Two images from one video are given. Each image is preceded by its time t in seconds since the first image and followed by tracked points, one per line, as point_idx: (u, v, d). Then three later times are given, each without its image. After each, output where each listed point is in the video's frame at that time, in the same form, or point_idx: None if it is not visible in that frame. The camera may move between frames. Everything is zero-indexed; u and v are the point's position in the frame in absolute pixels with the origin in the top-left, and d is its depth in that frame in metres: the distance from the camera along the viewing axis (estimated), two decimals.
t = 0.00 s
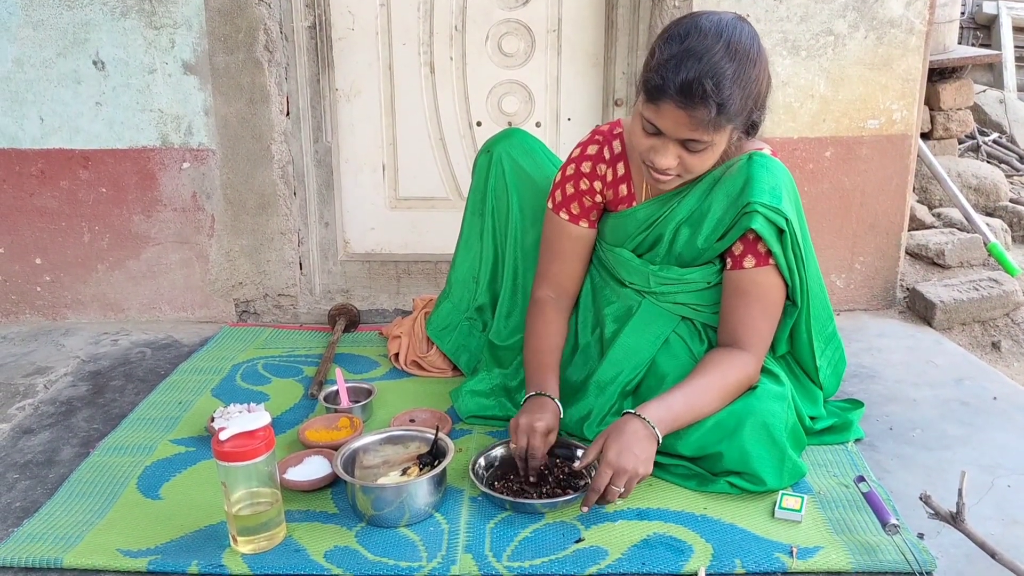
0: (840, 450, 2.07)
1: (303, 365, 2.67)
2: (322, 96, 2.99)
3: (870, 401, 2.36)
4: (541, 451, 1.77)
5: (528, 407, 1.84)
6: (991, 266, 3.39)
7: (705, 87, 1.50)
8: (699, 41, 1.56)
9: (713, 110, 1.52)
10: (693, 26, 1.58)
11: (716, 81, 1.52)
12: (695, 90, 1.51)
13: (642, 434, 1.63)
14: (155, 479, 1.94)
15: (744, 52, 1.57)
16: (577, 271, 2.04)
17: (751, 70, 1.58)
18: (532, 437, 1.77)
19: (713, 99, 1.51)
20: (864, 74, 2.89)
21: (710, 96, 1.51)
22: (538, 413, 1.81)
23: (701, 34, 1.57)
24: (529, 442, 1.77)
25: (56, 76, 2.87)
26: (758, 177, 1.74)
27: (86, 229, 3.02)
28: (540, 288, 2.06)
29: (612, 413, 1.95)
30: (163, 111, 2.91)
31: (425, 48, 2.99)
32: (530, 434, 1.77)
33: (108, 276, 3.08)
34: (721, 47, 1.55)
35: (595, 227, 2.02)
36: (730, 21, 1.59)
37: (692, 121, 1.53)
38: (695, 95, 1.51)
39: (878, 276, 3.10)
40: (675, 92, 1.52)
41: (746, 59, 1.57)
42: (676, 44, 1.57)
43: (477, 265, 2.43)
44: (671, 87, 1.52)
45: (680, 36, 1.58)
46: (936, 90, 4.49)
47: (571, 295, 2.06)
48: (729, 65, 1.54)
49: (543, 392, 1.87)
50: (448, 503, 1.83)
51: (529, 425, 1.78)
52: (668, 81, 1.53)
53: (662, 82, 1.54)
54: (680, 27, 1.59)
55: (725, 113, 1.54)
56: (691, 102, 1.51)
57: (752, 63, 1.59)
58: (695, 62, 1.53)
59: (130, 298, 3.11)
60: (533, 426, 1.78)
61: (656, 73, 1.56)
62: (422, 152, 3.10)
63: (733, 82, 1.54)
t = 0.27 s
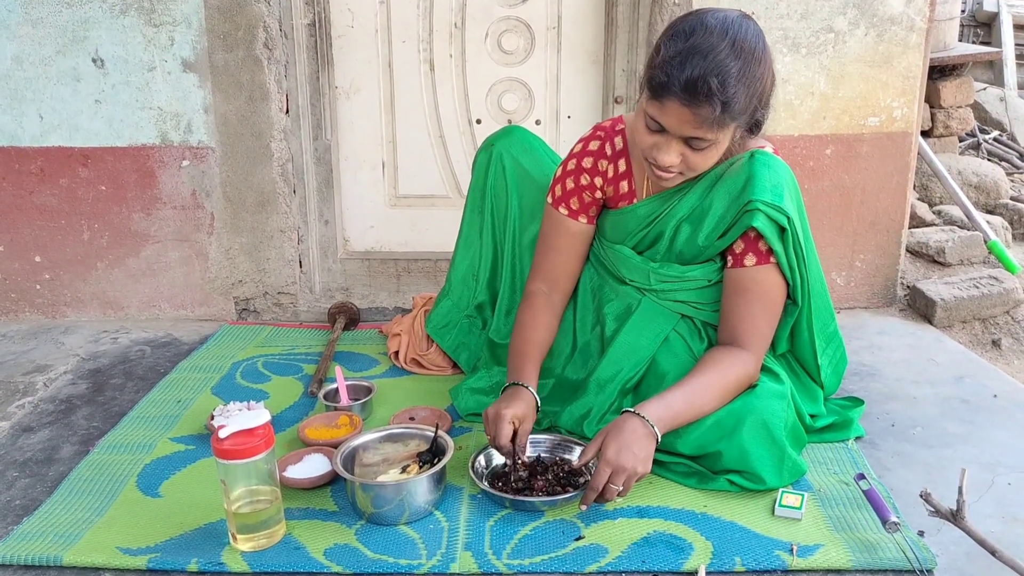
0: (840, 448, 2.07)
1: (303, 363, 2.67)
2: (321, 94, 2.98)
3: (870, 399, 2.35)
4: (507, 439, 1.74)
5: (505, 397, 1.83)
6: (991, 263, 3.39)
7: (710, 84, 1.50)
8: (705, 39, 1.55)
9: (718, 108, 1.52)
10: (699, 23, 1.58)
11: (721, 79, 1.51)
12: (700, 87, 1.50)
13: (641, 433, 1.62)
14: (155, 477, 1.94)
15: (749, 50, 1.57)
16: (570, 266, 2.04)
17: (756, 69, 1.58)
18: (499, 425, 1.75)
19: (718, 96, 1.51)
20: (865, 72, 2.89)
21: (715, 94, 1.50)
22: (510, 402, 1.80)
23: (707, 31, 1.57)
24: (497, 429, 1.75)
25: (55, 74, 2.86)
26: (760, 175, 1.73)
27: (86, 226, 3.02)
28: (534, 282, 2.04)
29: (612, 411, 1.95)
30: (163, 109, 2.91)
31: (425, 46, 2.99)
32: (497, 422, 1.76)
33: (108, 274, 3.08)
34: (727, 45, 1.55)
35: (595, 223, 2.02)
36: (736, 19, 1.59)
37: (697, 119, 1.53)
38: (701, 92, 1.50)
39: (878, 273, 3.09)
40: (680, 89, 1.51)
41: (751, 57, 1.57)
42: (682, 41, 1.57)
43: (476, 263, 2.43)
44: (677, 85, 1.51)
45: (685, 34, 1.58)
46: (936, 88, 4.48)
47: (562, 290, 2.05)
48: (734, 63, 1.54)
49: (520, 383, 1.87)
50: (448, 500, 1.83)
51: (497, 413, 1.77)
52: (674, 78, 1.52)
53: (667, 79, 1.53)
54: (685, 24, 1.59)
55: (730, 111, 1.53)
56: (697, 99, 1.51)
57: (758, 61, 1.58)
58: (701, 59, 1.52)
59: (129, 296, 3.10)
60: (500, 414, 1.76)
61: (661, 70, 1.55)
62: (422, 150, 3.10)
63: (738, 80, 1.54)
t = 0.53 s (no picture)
0: (841, 446, 2.07)
1: (305, 362, 2.67)
2: (322, 93, 2.99)
3: (871, 398, 2.35)
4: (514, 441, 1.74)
5: (505, 393, 1.82)
6: (992, 262, 3.39)
7: (709, 82, 1.50)
8: (704, 37, 1.55)
9: (718, 106, 1.52)
10: (697, 22, 1.58)
11: (720, 77, 1.51)
12: (698, 86, 1.50)
13: (644, 431, 1.62)
14: (156, 475, 1.94)
15: (748, 48, 1.57)
16: (575, 268, 2.02)
17: (754, 66, 1.58)
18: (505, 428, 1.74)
19: (717, 95, 1.51)
20: (866, 70, 2.88)
21: (714, 92, 1.50)
22: (509, 401, 1.79)
23: (705, 29, 1.57)
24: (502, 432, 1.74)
25: (57, 73, 2.87)
26: (762, 173, 1.73)
27: (88, 225, 3.02)
28: (539, 283, 2.03)
29: (614, 409, 1.95)
30: (164, 108, 2.91)
31: (426, 45, 2.99)
32: (499, 424, 1.75)
33: (110, 273, 3.08)
34: (725, 43, 1.55)
35: (597, 222, 2.02)
36: (734, 17, 1.59)
37: (696, 117, 1.53)
38: (700, 90, 1.50)
39: (879, 272, 3.09)
40: (679, 87, 1.51)
41: (750, 55, 1.57)
42: (680, 40, 1.57)
43: (478, 262, 2.43)
44: (675, 83, 1.51)
45: (684, 32, 1.58)
46: (938, 86, 4.48)
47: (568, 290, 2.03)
48: (733, 62, 1.54)
49: (520, 376, 1.86)
50: (450, 499, 1.83)
51: (496, 415, 1.76)
52: (672, 76, 1.52)
53: (666, 78, 1.53)
54: (684, 22, 1.59)
55: (730, 109, 1.53)
56: (696, 98, 1.51)
57: (756, 59, 1.58)
58: (700, 57, 1.52)
59: (131, 295, 3.11)
60: (499, 416, 1.75)
61: (660, 68, 1.55)
62: (424, 148, 3.10)
63: (737, 78, 1.54)
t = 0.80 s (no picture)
0: (840, 445, 2.07)
1: (305, 362, 2.68)
2: (322, 92, 2.99)
3: (871, 397, 2.35)
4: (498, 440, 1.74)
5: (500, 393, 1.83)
6: (992, 261, 3.39)
7: (696, 84, 1.50)
8: (690, 39, 1.55)
9: (705, 108, 1.52)
10: (684, 24, 1.58)
11: (707, 79, 1.51)
12: (685, 88, 1.50)
13: (648, 435, 1.61)
14: (156, 475, 1.95)
15: (735, 49, 1.57)
16: (574, 270, 2.03)
17: (742, 67, 1.57)
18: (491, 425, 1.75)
19: (704, 96, 1.51)
20: (866, 70, 2.88)
21: (701, 93, 1.50)
22: (502, 399, 1.79)
23: (691, 31, 1.57)
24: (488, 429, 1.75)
25: (57, 73, 2.87)
26: (756, 173, 1.73)
27: (88, 225, 3.02)
28: (537, 285, 2.04)
29: (614, 410, 1.96)
30: (164, 108, 2.91)
31: (426, 44, 2.99)
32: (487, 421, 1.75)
33: (110, 273, 3.08)
34: (712, 45, 1.54)
35: (594, 224, 2.02)
36: (721, 18, 1.59)
37: (684, 119, 1.53)
38: (686, 93, 1.50)
39: (879, 271, 3.09)
40: (666, 90, 1.51)
41: (737, 55, 1.56)
42: (668, 42, 1.57)
43: (477, 262, 2.44)
44: (662, 86, 1.51)
45: (670, 34, 1.58)
46: (938, 85, 4.47)
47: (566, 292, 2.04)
48: (720, 63, 1.53)
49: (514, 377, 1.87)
50: (450, 498, 1.84)
51: (488, 412, 1.77)
52: (659, 79, 1.52)
53: (653, 81, 1.53)
54: (670, 25, 1.59)
55: (718, 111, 1.53)
56: (683, 100, 1.51)
57: (744, 60, 1.58)
58: (686, 59, 1.52)
59: (131, 295, 3.11)
60: (491, 414, 1.76)
61: (647, 71, 1.55)
62: (424, 148, 3.10)
63: (724, 79, 1.54)
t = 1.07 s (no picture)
0: (841, 446, 2.08)
1: (305, 363, 2.68)
2: (322, 93, 2.99)
3: (871, 398, 2.35)
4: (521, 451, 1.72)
5: (516, 407, 1.83)
6: (993, 262, 3.39)
7: (673, 90, 1.49)
8: (669, 44, 1.55)
9: (684, 113, 1.52)
10: (663, 28, 1.58)
11: (685, 84, 1.51)
12: (664, 93, 1.50)
13: (646, 438, 1.62)
14: (157, 476, 1.95)
15: (714, 52, 1.56)
16: (572, 275, 2.04)
17: (723, 70, 1.57)
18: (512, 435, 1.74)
19: (683, 101, 1.50)
20: (866, 70, 2.89)
21: (679, 98, 1.50)
22: (519, 411, 1.79)
23: (670, 36, 1.56)
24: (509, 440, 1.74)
25: (58, 74, 2.87)
26: (747, 176, 1.73)
27: (89, 226, 3.02)
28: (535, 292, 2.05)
29: (614, 414, 1.96)
30: (164, 109, 2.91)
31: (426, 45, 2.99)
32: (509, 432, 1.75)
33: (111, 274, 3.08)
34: (690, 49, 1.54)
35: (590, 230, 2.02)
36: (700, 22, 1.58)
37: (663, 124, 1.53)
38: (665, 98, 1.50)
39: (880, 272, 3.09)
40: (645, 96, 1.52)
41: (716, 58, 1.56)
42: (647, 47, 1.57)
43: (477, 263, 2.44)
44: (641, 92, 1.52)
45: (650, 39, 1.58)
46: (938, 86, 4.47)
47: (564, 300, 2.06)
48: (698, 67, 1.53)
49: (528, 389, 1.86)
50: (450, 499, 1.84)
51: (507, 424, 1.77)
52: (639, 85, 1.53)
53: (633, 87, 1.53)
54: (650, 30, 1.59)
55: (697, 116, 1.53)
56: (661, 105, 1.51)
57: (724, 62, 1.57)
58: (664, 65, 1.52)
59: (132, 296, 3.11)
60: (511, 425, 1.76)
61: (627, 77, 1.56)
62: (424, 149, 3.10)
63: (703, 84, 1.53)
